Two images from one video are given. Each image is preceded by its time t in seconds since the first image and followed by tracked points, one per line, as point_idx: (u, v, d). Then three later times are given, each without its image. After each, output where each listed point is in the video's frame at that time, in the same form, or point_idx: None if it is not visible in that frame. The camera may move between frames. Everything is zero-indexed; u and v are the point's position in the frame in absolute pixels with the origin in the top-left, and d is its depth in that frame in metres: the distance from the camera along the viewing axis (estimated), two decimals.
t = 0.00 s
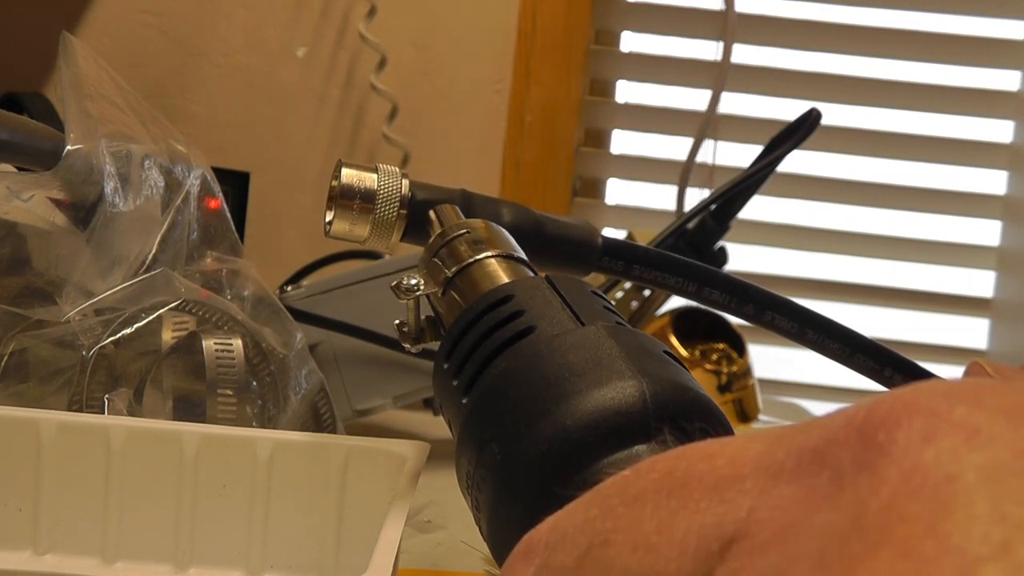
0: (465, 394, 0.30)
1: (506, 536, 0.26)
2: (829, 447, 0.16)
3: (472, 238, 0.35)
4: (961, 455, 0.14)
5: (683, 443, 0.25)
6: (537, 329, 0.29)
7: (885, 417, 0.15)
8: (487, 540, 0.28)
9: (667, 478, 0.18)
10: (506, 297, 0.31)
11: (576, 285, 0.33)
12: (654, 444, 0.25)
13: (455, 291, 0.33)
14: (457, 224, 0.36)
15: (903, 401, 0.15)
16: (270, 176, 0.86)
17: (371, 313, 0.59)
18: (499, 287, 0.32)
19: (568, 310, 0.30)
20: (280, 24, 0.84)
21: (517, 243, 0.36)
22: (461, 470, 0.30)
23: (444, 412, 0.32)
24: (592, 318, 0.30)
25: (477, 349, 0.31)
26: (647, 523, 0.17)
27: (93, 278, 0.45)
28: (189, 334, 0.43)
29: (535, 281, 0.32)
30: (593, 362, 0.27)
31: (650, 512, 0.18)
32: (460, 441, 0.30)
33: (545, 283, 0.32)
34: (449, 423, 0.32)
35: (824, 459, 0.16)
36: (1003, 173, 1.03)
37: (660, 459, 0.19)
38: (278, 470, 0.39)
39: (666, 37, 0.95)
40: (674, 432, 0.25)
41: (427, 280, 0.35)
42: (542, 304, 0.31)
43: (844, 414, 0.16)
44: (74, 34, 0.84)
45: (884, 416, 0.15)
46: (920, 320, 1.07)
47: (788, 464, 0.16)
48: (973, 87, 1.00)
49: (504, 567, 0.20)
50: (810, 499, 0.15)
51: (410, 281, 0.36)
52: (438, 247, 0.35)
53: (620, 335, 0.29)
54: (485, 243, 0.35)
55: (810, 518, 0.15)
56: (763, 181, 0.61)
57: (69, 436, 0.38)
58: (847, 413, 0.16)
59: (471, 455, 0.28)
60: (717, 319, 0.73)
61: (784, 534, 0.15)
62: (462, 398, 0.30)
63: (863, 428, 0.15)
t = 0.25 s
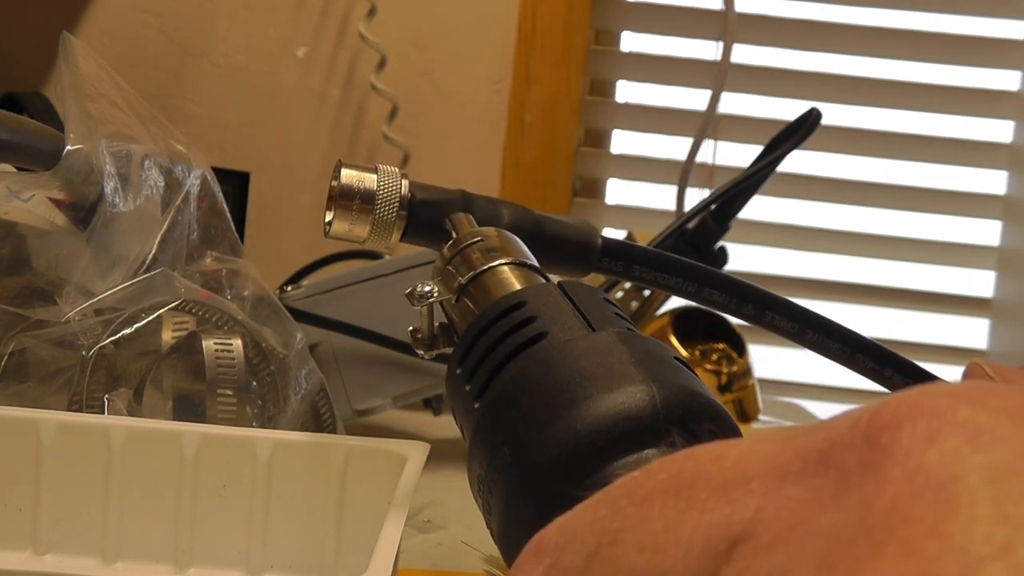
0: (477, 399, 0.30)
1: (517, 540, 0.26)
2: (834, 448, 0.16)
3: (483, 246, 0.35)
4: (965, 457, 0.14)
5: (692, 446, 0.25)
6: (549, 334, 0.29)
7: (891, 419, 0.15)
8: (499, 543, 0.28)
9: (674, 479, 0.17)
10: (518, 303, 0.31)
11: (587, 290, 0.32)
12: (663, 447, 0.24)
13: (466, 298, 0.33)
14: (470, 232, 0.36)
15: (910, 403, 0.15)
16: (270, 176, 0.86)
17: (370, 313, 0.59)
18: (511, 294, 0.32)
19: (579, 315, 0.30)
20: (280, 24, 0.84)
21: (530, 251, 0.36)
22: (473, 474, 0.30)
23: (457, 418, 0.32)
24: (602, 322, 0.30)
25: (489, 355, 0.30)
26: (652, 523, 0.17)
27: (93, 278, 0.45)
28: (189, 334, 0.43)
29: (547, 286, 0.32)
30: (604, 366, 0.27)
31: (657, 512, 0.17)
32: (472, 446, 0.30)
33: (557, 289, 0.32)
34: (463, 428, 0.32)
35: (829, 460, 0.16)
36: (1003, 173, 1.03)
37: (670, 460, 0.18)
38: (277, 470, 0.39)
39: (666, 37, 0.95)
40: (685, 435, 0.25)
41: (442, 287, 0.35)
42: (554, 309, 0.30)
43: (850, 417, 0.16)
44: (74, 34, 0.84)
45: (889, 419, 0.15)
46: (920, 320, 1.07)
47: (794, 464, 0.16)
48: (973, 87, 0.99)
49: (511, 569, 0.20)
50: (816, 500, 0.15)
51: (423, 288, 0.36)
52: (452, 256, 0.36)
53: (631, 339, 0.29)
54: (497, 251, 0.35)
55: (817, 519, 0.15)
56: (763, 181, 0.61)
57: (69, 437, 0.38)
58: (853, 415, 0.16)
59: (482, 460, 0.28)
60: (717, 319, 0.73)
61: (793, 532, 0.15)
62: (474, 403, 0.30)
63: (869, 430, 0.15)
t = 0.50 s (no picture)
0: (494, 398, 0.30)
1: (534, 540, 0.26)
2: (852, 450, 0.16)
3: (501, 248, 0.35)
4: (984, 458, 0.14)
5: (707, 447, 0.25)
6: (567, 335, 0.29)
7: (910, 418, 0.15)
8: (515, 543, 0.28)
9: (694, 477, 0.18)
10: (537, 304, 0.31)
11: (604, 289, 0.32)
12: (681, 449, 0.24)
13: (487, 300, 0.33)
14: (489, 234, 0.36)
15: (929, 403, 0.15)
16: (270, 176, 0.86)
17: (370, 313, 0.59)
18: (527, 295, 0.32)
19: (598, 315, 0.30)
20: (280, 23, 0.84)
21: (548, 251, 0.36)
22: (490, 473, 0.30)
23: (474, 417, 0.32)
24: (621, 323, 0.30)
25: (507, 355, 0.30)
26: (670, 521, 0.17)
27: (93, 279, 0.45)
28: (189, 334, 0.43)
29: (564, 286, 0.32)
30: (621, 368, 0.27)
31: (676, 510, 0.18)
32: (488, 446, 0.30)
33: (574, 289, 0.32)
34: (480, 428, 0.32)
35: (847, 461, 0.16)
36: (1003, 173, 1.03)
37: (689, 459, 0.19)
38: (277, 470, 0.39)
39: (665, 37, 0.95)
40: (704, 436, 0.25)
41: (460, 288, 0.35)
42: (572, 309, 0.30)
43: (869, 418, 0.16)
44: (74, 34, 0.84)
45: (908, 418, 0.15)
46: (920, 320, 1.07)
47: (812, 466, 0.16)
48: (973, 87, 0.99)
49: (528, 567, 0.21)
50: (833, 501, 0.15)
51: (443, 288, 0.35)
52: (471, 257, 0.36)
53: (648, 341, 0.29)
54: (514, 253, 0.35)
55: (834, 519, 0.15)
56: (763, 181, 0.61)
57: (68, 437, 0.38)
58: (872, 416, 0.16)
59: (500, 460, 0.28)
60: (717, 320, 0.72)
61: (810, 534, 0.15)
62: (490, 403, 0.30)
63: (887, 430, 0.15)
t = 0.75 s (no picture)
0: (527, 395, 0.30)
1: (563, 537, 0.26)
2: (890, 447, 0.16)
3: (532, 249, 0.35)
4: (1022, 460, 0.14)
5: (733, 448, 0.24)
6: (601, 334, 0.29)
7: (946, 420, 0.15)
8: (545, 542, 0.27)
9: (727, 474, 0.18)
10: (572, 304, 0.31)
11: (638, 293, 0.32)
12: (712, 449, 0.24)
13: (521, 298, 0.33)
14: (523, 234, 0.36)
15: (966, 405, 0.15)
16: (270, 176, 0.86)
17: (370, 313, 0.59)
18: (558, 296, 0.32)
19: (633, 316, 0.30)
20: (280, 23, 0.84)
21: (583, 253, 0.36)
22: (520, 471, 0.29)
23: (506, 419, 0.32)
24: (656, 325, 0.29)
25: (540, 353, 0.30)
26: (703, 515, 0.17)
27: (93, 279, 0.45)
28: (189, 334, 0.43)
29: (600, 288, 0.32)
30: (654, 366, 0.26)
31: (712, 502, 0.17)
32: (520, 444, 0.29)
33: (607, 289, 0.32)
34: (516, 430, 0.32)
35: (884, 458, 0.16)
36: (1002, 173, 1.03)
37: (718, 458, 0.18)
38: (278, 470, 0.39)
39: (665, 37, 0.95)
40: (738, 434, 0.25)
41: (494, 285, 0.35)
42: (606, 309, 0.30)
43: (905, 420, 0.16)
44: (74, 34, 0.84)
45: (946, 419, 0.15)
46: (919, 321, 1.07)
47: (848, 464, 0.16)
48: (972, 87, 0.99)
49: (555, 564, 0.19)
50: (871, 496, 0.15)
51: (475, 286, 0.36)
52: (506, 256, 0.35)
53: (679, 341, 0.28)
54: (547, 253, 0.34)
55: (874, 514, 0.15)
56: (763, 181, 0.61)
57: (68, 437, 0.38)
58: (908, 418, 0.16)
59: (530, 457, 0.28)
60: (717, 320, 0.72)
61: (847, 528, 0.15)
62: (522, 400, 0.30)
63: (924, 431, 0.15)
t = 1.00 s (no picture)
0: (586, 373, 0.30)
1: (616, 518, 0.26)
2: (940, 445, 0.16)
3: (594, 230, 0.35)
4: None
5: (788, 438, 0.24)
6: (661, 318, 0.28)
7: (1002, 419, 0.16)
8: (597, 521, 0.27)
9: (785, 461, 0.18)
10: (634, 285, 0.30)
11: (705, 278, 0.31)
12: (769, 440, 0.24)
13: (585, 278, 0.33)
14: (587, 217, 0.36)
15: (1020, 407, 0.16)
16: (270, 176, 0.86)
17: (372, 313, 0.59)
18: (622, 278, 0.31)
19: (695, 299, 0.29)
20: (280, 24, 0.84)
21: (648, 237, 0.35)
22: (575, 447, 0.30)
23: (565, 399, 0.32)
24: (718, 310, 0.29)
25: (600, 332, 0.30)
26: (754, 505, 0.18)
27: (93, 279, 0.45)
28: (189, 334, 0.43)
29: (662, 270, 0.31)
30: (712, 353, 0.26)
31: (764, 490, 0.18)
32: (577, 423, 0.29)
33: (673, 275, 0.31)
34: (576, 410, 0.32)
35: (934, 455, 0.16)
36: (1002, 173, 1.03)
37: (775, 446, 0.19)
38: (278, 470, 0.39)
39: (665, 37, 0.95)
40: (797, 425, 0.24)
41: (558, 265, 0.35)
42: (668, 291, 0.30)
43: (961, 418, 0.17)
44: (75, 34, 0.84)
45: (1001, 420, 0.16)
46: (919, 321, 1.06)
47: (901, 460, 0.17)
48: (972, 87, 0.99)
49: (611, 541, 0.20)
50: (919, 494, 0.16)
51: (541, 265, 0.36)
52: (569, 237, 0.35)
53: (742, 329, 0.27)
54: (610, 234, 0.34)
55: (923, 513, 0.15)
56: (763, 181, 0.61)
57: (68, 437, 0.38)
58: (963, 416, 0.17)
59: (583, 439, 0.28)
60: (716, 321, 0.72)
61: (897, 525, 0.15)
62: (580, 378, 0.30)
63: (977, 430, 0.16)
